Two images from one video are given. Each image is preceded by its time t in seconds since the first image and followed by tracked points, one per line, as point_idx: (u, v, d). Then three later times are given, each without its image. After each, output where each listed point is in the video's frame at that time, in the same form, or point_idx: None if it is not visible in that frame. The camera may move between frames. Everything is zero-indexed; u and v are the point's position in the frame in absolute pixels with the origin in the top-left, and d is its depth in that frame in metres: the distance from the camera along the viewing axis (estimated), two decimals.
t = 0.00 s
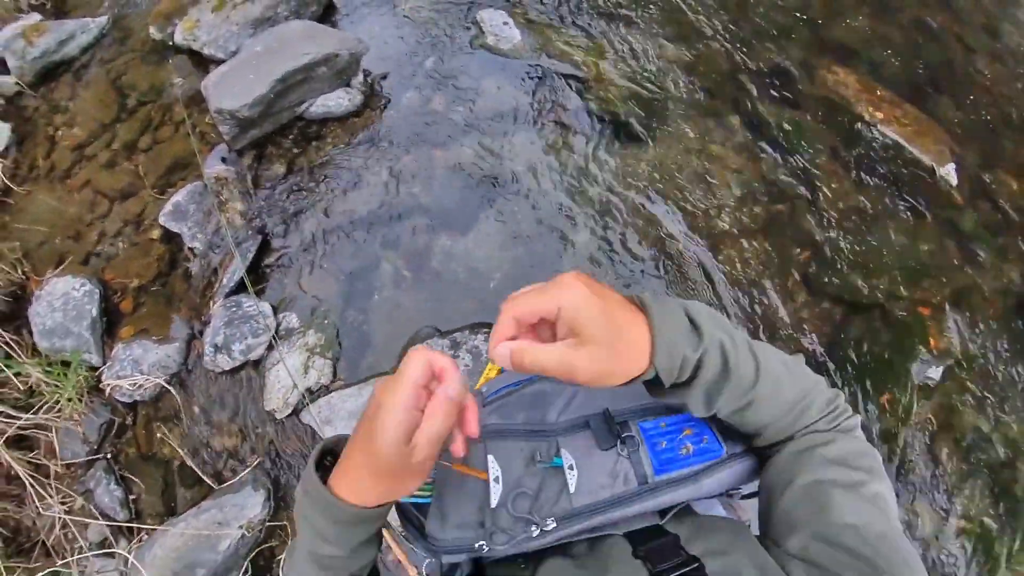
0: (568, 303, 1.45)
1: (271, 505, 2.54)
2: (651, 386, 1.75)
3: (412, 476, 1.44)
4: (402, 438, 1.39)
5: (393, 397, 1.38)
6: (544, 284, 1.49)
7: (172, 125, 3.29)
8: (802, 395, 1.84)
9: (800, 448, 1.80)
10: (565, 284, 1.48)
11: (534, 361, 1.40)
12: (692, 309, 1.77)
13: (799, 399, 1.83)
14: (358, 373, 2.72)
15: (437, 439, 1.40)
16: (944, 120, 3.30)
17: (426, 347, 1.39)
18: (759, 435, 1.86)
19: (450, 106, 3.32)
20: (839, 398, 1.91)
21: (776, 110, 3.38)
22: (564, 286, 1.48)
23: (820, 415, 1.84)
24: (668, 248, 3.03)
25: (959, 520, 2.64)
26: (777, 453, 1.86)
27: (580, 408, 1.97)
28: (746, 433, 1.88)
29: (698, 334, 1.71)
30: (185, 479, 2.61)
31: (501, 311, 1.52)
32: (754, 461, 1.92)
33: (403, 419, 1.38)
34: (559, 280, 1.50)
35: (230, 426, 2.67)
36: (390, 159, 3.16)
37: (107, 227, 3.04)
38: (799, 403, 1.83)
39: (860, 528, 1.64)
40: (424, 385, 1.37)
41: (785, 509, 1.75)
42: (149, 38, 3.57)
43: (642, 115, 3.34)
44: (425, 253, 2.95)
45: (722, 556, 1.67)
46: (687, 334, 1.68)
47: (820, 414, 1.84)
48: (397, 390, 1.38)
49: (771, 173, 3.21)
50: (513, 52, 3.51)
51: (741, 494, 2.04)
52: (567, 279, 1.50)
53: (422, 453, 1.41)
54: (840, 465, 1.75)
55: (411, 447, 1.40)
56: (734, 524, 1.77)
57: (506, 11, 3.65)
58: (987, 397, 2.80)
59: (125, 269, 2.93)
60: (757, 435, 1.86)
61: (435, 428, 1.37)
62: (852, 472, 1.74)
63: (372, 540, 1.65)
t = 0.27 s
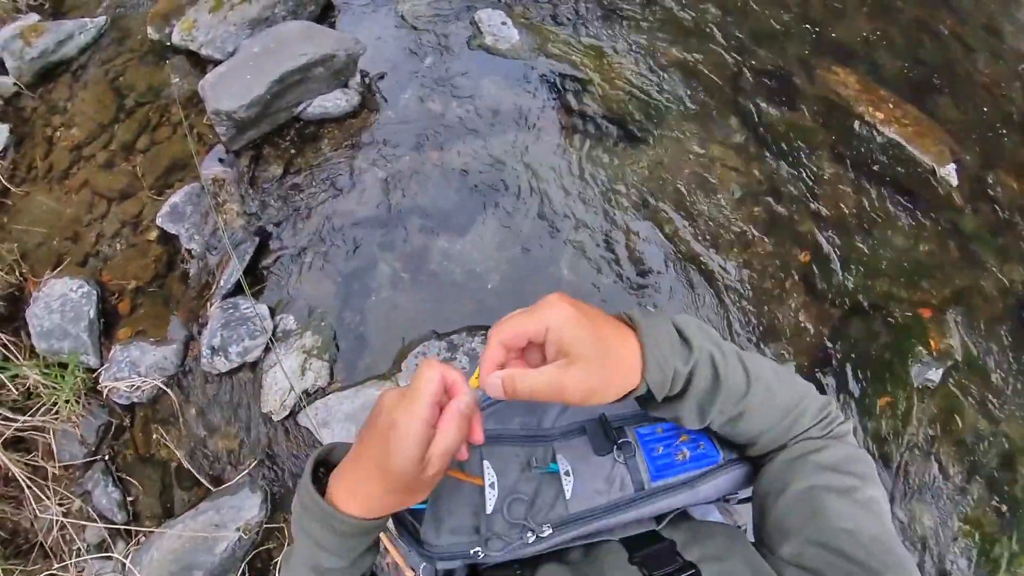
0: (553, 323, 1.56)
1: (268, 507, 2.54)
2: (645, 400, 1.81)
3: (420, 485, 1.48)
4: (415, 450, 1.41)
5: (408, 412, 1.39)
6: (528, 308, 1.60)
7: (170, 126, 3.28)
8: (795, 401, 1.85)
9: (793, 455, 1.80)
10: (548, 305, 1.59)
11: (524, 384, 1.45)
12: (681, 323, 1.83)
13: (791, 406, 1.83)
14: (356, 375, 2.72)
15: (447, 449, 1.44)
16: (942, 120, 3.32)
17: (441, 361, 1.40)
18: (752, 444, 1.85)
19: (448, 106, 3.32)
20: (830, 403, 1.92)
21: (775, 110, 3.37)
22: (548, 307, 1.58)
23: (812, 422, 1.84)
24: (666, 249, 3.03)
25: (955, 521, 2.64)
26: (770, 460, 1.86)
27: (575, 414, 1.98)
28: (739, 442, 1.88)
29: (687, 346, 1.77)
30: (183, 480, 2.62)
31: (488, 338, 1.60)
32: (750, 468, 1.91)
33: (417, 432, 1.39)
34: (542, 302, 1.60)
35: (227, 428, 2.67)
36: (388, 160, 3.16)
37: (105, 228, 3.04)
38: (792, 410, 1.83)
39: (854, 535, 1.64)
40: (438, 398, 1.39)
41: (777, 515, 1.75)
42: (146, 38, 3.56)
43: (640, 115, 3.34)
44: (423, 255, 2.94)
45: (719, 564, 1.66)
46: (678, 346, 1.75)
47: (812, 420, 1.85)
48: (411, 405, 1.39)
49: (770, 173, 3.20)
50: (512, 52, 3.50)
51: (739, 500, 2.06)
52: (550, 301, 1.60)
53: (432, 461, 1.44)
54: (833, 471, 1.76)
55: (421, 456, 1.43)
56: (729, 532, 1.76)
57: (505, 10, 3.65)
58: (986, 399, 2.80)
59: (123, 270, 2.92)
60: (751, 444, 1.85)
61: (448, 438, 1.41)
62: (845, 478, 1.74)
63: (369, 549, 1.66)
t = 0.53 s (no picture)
0: (541, 333, 1.58)
1: (266, 510, 2.53)
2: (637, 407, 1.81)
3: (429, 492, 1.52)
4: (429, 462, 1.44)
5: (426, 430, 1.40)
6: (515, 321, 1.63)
7: (168, 126, 3.28)
8: (789, 406, 1.83)
9: (790, 462, 1.78)
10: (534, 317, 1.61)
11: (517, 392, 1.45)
12: (669, 331, 1.84)
13: (786, 410, 1.82)
14: (355, 377, 2.72)
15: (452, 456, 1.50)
16: (943, 120, 3.32)
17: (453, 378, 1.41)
18: (750, 449, 1.83)
19: (446, 107, 3.31)
20: (824, 405, 1.90)
21: (775, 110, 3.36)
22: (534, 318, 1.61)
23: (808, 427, 1.82)
24: (666, 250, 3.02)
25: (955, 523, 2.64)
26: (766, 467, 1.84)
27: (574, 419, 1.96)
28: (736, 448, 1.85)
29: (677, 353, 1.77)
30: (181, 483, 2.61)
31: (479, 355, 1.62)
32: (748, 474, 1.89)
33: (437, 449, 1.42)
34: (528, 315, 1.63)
35: (225, 430, 2.66)
36: (386, 161, 3.15)
37: (102, 229, 3.03)
38: (787, 416, 1.81)
39: (852, 542, 1.64)
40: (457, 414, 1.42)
41: (776, 522, 1.75)
42: (144, 39, 3.55)
43: (640, 116, 3.33)
44: (421, 256, 2.93)
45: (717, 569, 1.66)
46: (665, 352, 1.75)
47: (808, 424, 1.83)
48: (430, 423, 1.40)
49: (770, 173, 3.19)
50: (511, 52, 3.50)
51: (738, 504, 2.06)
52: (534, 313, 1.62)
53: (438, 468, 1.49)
54: (831, 477, 1.75)
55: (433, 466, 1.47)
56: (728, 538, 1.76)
57: (504, 10, 3.64)
58: (987, 400, 2.79)
59: (121, 271, 2.92)
60: (748, 450, 1.83)
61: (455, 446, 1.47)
62: (842, 484, 1.73)
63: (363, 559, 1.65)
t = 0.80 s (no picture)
0: (564, 306, 1.63)
1: (266, 510, 2.53)
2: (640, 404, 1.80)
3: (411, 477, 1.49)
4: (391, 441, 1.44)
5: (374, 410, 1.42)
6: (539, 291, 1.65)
7: (169, 127, 3.28)
8: (787, 404, 1.84)
9: (788, 462, 1.79)
10: (560, 290, 1.65)
11: (536, 360, 1.47)
12: (673, 326, 1.88)
13: (783, 409, 1.83)
14: (355, 377, 2.72)
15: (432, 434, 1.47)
16: (943, 121, 3.31)
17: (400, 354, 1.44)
18: (749, 448, 1.84)
19: (447, 107, 3.32)
20: (821, 406, 1.91)
21: (775, 111, 3.36)
22: (560, 292, 1.65)
23: (805, 427, 1.83)
24: (666, 250, 3.03)
25: (954, 523, 2.64)
26: (764, 467, 1.85)
27: (577, 418, 1.97)
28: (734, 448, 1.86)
29: (681, 345, 1.80)
30: (181, 483, 2.61)
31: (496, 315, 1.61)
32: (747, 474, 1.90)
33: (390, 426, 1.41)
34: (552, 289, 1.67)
35: (225, 430, 2.66)
36: (387, 161, 3.15)
37: (103, 229, 3.03)
38: (785, 414, 1.82)
39: (852, 539, 1.64)
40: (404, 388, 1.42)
41: (776, 522, 1.75)
42: (145, 39, 3.56)
43: (640, 116, 3.33)
44: (422, 257, 2.94)
45: (719, 568, 1.67)
46: (670, 344, 1.77)
47: (805, 424, 1.84)
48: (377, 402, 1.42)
49: (770, 174, 3.20)
50: (512, 53, 3.50)
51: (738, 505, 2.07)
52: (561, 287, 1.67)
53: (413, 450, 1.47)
54: (829, 476, 1.75)
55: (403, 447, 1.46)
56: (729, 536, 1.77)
57: (505, 11, 3.64)
58: (986, 401, 2.80)
59: (121, 271, 2.92)
60: (747, 449, 1.84)
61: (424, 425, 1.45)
62: (841, 483, 1.74)
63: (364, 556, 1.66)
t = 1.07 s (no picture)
0: (584, 303, 1.62)
1: (268, 510, 2.53)
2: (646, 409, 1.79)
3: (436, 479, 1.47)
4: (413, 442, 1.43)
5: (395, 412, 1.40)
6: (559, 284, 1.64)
7: (170, 126, 3.27)
8: (794, 404, 1.83)
9: (794, 461, 1.78)
10: (580, 285, 1.64)
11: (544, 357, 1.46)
12: (681, 330, 1.85)
13: (789, 409, 1.82)
14: (356, 376, 2.71)
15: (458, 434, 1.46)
16: (943, 121, 3.31)
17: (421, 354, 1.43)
18: (756, 450, 1.82)
19: (448, 107, 3.31)
20: (827, 403, 1.90)
21: (776, 111, 3.36)
22: (580, 287, 1.64)
23: (811, 426, 1.82)
24: (668, 250, 3.02)
25: (957, 523, 2.63)
26: (771, 467, 1.84)
27: (584, 417, 1.98)
28: (741, 450, 1.84)
29: (689, 351, 1.78)
30: (182, 482, 2.61)
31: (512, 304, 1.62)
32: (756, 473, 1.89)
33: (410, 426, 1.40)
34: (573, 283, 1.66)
35: (227, 430, 2.66)
36: (388, 160, 3.14)
37: (104, 229, 3.03)
38: (791, 413, 1.81)
39: (860, 538, 1.63)
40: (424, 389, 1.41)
41: (783, 522, 1.75)
42: (146, 39, 3.55)
43: (642, 116, 3.33)
44: (423, 256, 2.93)
45: (729, 567, 1.66)
46: (681, 349, 1.76)
47: (812, 422, 1.83)
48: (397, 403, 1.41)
49: (772, 173, 3.19)
50: (513, 52, 3.49)
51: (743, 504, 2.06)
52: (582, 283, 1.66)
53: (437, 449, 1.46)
54: (836, 475, 1.75)
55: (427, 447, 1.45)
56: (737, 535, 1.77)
57: (506, 10, 3.64)
58: (988, 400, 2.79)
59: (122, 270, 2.91)
60: (754, 450, 1.83)
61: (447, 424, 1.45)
62: (847, 482, 1.73)
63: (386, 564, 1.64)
